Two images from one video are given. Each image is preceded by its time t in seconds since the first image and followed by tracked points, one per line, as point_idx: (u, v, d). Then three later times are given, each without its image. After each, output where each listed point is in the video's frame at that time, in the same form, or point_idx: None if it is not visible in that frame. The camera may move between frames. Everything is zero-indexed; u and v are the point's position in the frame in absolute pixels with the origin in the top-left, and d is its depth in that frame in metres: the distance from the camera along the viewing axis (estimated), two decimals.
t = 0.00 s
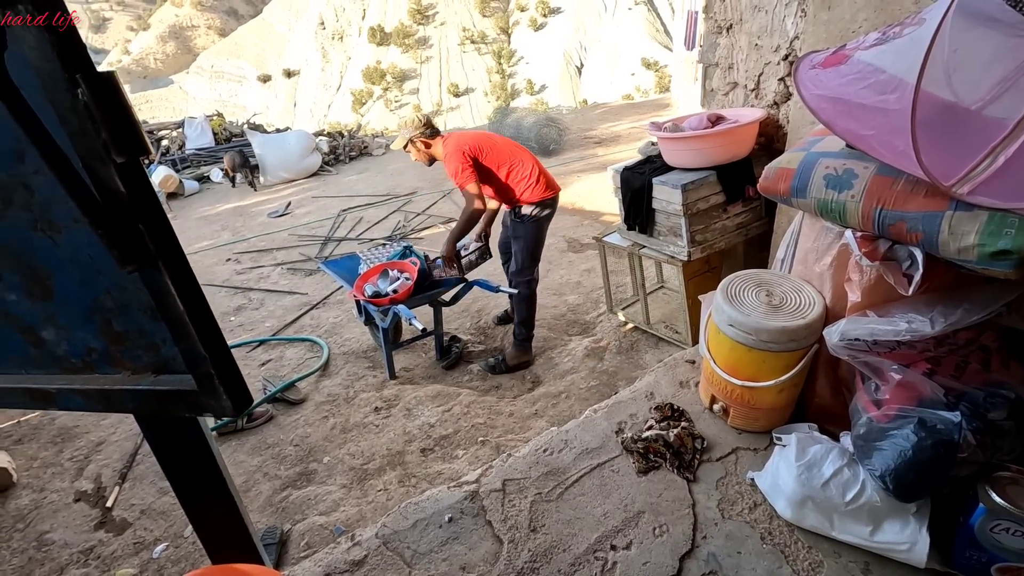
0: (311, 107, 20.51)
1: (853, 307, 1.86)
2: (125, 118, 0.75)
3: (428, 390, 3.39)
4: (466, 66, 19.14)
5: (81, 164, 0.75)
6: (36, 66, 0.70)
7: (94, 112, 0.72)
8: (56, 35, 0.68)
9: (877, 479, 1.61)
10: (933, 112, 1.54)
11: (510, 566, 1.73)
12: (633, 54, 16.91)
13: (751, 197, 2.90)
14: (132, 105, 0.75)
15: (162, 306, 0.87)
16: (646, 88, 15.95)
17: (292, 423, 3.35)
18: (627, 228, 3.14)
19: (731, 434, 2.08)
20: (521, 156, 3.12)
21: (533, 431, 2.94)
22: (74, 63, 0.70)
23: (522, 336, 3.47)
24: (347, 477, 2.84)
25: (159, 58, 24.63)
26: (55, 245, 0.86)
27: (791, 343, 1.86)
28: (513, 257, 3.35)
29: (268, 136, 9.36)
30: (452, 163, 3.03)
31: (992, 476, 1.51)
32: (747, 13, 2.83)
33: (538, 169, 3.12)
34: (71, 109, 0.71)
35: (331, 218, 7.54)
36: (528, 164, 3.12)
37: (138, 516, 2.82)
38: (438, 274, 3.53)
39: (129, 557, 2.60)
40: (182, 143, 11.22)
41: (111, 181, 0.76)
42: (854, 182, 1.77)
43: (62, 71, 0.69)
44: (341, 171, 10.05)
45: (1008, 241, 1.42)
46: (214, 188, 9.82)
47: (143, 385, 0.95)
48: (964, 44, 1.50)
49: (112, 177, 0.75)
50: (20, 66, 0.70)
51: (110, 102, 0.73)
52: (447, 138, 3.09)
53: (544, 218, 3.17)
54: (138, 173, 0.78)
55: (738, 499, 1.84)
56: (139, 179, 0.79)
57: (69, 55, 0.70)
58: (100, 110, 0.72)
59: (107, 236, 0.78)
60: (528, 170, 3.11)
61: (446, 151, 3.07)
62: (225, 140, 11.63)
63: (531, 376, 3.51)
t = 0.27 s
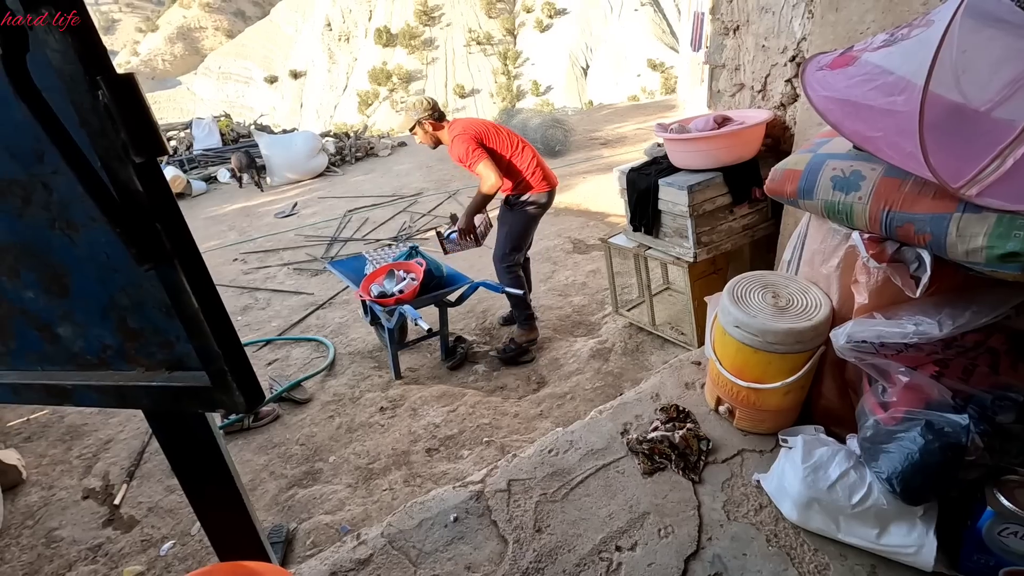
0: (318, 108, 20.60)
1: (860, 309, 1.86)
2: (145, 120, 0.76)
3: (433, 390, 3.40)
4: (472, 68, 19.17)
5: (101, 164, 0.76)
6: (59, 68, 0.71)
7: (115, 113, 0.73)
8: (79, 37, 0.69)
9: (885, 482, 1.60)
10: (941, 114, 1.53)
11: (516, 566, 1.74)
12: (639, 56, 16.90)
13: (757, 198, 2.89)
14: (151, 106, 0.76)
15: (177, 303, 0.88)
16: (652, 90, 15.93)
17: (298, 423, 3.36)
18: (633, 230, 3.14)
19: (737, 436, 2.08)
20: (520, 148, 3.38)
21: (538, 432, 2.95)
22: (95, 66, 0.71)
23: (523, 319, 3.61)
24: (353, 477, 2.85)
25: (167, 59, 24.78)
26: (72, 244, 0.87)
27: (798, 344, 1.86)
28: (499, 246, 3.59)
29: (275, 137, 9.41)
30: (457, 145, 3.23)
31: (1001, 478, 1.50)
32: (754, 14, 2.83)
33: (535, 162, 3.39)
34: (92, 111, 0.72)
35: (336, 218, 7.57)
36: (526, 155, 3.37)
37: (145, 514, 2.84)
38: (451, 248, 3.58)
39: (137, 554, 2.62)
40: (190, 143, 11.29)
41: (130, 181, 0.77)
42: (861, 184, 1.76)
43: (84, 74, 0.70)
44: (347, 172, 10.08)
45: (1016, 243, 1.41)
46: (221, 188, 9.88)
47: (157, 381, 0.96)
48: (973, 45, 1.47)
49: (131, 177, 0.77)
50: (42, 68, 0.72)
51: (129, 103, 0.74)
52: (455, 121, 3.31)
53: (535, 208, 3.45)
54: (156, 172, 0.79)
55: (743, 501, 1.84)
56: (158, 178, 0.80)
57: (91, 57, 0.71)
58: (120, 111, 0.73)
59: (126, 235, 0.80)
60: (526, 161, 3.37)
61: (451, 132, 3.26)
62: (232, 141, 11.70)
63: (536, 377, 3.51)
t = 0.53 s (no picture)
0: (325, 109, 20.70)
1: (867, 311, 1.85)
2: (150, 122, 0.77)
3: (438, 391, 3.41)
4: (478, 69, 19.20)
5: (107, 165, 0.77)
6: (66, 70, 0.72)
7: (120, 115, 0.74)
8: (84, 40, 0.70)
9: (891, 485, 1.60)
10: (949, 117, 1.53)
11: (519, 567, 1.74)
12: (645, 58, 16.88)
13: (763, 200, 2.89)
14: (156, 108, 0.77)
15: (181, 303, 0.89)
16: (658, 91, 15.91)
17: (304, 422, 3.38)
18: (638, 231, 3.14)
19: (742, 438, 2.07)
20: (521, 148, 3.52)
21: (543, 433, 2.95)
22: (101, 68, 0.72)
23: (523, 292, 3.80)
24: (358, 476, 2.86)
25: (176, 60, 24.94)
26: (79, 244, 0.88)
27: (803, 347, 1.85)
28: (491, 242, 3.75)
29: (282, 138, 9.47)
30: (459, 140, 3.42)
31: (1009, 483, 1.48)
32: (761, 16, 2.83)
33: (533, 165, 3.52)
34: (98, 113, 0.74)
35: (343, 219, 7.61)
36: (524, 159, 3.51)
37: (152, 512, 2.86)
38: (427, 226, 3.92)
39: (144, 551, 2.64)
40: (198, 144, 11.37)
41: (135, 181, 0.78)
42: (868, 186, 1.76)
43: (90, 76, 0.71)
44: (353, 173, 10.12)
45: None
46: (229, 188, 9.94)
47: (162, 381, 0.97)
48: (981, 47, 1.48)
49: (136, 178, 0.78)
50: (50, 71, 0.73)
51: (135, 105, 0.75)
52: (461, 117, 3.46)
53: (526, 210, 3.59)
54: (161, 173, 0.80)
55: (748, 503, 1.84)
56: (163, 179, 0.81)
57: (98, 60, 0.72)
58: (126, 113, 0.74)
59: (131, 236, 0.80)
60: (524, 165, 3.51)
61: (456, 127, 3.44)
62: (240, 142, 11.77)
63: (541, 378, 3.51)
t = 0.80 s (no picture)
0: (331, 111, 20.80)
1: (874, 314, 1.84)
2: (170, 122, 0.78)
3: (443, 392, 3.42)
4: (484, 71, 19.24)
5: (126, 164, 0.78)
6: (89, 71, 0.73)
7: (141, 115, 0.75)
8: (107, 41, 0.71)
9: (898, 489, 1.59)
10: (958, 119, 1.52)
11: (524, 567, 1.74)
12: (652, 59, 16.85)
13: (770, 202, 2.88)
14: (177, 109, 0.78)
15: (198, 300, 0.90)
16: (664, 93, 15.88)
17: (309, 422, 3.39)
18: (645, 233, 3.14)
19: (748, 441, 2.07)
20: (515, 170, 3.63)
21: (548, 434, 2.95)
22: (123, 69, 0.73)
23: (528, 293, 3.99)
24: (363, 476, 2.87)
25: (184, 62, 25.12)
26: (97, 241, 0.89)
27: (810, 349, 1.85)
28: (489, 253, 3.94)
29: (289, 139, 9.53)
30: (457, 154, 3.50)
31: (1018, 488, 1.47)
32: (769, 18, 2.82)
33: (524, 188, 3.66)
34: (120, 113, 0.75)
35: (349, 219, 7.64)
36: (517, 179, 3.64)
37: (159, 510, 2.88)
38: (383, 232, 3.87)
39: (151, 549, 2.66)
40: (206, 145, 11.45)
41: (154, 181, 0.79)
42: (876, 188, 1.75)
43: (113, 77, 0.73)
44: (360, 174, 10.16)
45: None
46: (236, 189, 10.00)
47: (177, 376, 0.98)
48: (991, 50, 1.46)
49: (156, 178, 0.79)
50: (73, 71, 0.75)
51: (156, 106, 0.76)
52: (463, 131, 3.54)
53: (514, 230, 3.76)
54: (179, 173, 0.81)
55: (754, 506, 1.83)
56: (182, 179, 0.82)
57: (120, 61, 0.73)
58: (147, 113, 0.75)
59: (150, 233, 0.81)
60: (516, 186, 3.65)
61: (457, 141, 3.52)
62: (247, 143, 11.85)
63: (546, 380, 3.51)
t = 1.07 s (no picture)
0: (339, 112, 20.89)
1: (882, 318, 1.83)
2: (188, 120, 0.79)
3: (449, 393, 3.42)
4: (491, 73, 19.27)
5: (144, 161, 0.79)
6: (109, 70, 0.74)
7: (160, 113, 0.76)
8: (127, 41, 0.73)
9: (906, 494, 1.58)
10: (968, 122, 1.51)
11: (529, 569, 1.74)
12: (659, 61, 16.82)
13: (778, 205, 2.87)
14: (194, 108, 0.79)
15: (212, 295, 0.91)
16: (671, 95, 15.85)
17: (315, 422, 3.41)
18: (651, 235, 3.14)
19: (754, 444, 2.06)
20: (502, 176, 3.76)
21: (553, 435, 2.95)
22: (143, 69, 0.74)
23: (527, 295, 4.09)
24: (369, 476, 2.88)
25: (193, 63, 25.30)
26: (114, 237, 0.90)
27: (818, 352, 1.84)
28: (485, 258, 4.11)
29: (296, 141, 9.58)
30: (445, 176, 3.55)
31: None
32: (777, 20, 2.81)
33: (513, 190, 3.80)
34: (139, 111, 0.76)
35: (356, 220, 7.67)
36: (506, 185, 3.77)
37: (166, 508, 2.90)
38: (366, 260, 3.73)
39: (158, 547, 2.68)
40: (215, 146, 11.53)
41: (171, 177, 0.80)
42: (884, 191, 1.75)
43: (133, 76, 0.73)
44: (367, 175, 10.20)
45: None
46: (244, 190, 10.06)
47: (190, 371, 0.99)
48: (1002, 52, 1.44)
49: (172, 174, 0.80)
50: (93, 71, 0.76)
51: (174, 105, 0.77)
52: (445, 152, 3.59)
53: (510, 232, 3.89)
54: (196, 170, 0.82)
55: (760, 510, 1.82)
56: (198, 176, 0.83)
57: (140, 60, 0.74)
58: (165, 111, 0.76)
59: (167, 230, 0.82)
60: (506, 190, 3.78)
61: (441, 163, 3.58)
62: (255, 144, 11.92)
63: (551, 382, 3.51)
